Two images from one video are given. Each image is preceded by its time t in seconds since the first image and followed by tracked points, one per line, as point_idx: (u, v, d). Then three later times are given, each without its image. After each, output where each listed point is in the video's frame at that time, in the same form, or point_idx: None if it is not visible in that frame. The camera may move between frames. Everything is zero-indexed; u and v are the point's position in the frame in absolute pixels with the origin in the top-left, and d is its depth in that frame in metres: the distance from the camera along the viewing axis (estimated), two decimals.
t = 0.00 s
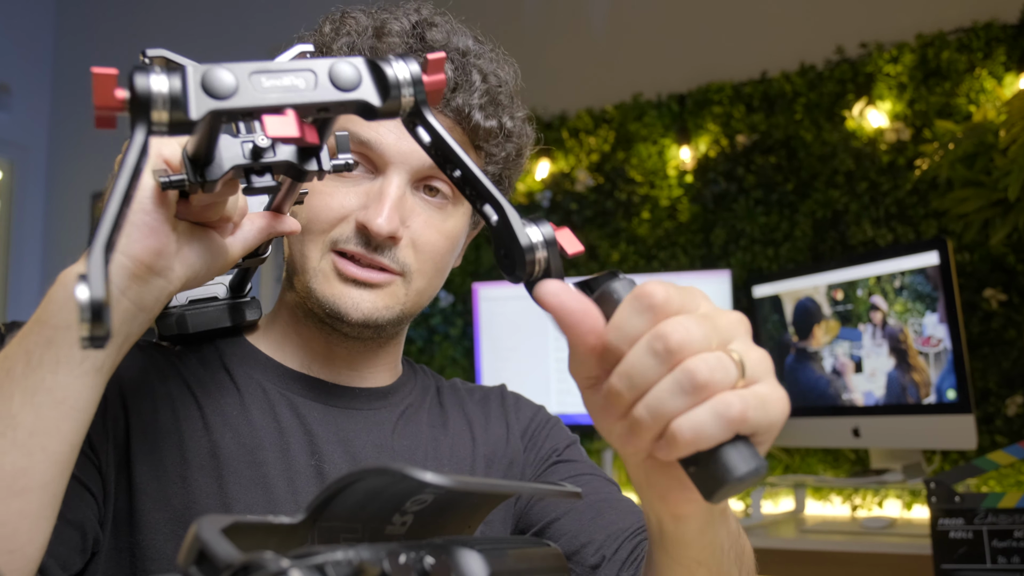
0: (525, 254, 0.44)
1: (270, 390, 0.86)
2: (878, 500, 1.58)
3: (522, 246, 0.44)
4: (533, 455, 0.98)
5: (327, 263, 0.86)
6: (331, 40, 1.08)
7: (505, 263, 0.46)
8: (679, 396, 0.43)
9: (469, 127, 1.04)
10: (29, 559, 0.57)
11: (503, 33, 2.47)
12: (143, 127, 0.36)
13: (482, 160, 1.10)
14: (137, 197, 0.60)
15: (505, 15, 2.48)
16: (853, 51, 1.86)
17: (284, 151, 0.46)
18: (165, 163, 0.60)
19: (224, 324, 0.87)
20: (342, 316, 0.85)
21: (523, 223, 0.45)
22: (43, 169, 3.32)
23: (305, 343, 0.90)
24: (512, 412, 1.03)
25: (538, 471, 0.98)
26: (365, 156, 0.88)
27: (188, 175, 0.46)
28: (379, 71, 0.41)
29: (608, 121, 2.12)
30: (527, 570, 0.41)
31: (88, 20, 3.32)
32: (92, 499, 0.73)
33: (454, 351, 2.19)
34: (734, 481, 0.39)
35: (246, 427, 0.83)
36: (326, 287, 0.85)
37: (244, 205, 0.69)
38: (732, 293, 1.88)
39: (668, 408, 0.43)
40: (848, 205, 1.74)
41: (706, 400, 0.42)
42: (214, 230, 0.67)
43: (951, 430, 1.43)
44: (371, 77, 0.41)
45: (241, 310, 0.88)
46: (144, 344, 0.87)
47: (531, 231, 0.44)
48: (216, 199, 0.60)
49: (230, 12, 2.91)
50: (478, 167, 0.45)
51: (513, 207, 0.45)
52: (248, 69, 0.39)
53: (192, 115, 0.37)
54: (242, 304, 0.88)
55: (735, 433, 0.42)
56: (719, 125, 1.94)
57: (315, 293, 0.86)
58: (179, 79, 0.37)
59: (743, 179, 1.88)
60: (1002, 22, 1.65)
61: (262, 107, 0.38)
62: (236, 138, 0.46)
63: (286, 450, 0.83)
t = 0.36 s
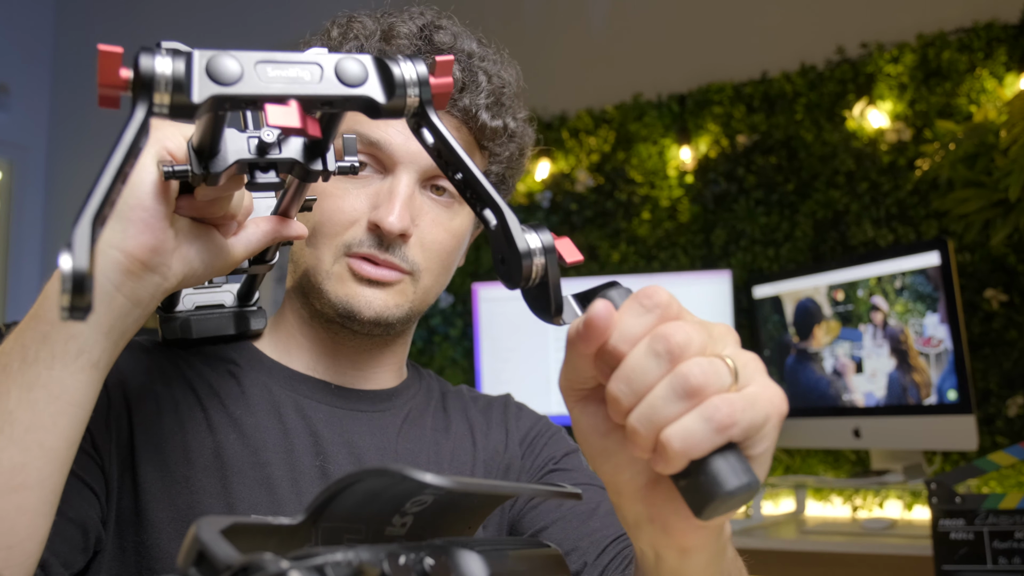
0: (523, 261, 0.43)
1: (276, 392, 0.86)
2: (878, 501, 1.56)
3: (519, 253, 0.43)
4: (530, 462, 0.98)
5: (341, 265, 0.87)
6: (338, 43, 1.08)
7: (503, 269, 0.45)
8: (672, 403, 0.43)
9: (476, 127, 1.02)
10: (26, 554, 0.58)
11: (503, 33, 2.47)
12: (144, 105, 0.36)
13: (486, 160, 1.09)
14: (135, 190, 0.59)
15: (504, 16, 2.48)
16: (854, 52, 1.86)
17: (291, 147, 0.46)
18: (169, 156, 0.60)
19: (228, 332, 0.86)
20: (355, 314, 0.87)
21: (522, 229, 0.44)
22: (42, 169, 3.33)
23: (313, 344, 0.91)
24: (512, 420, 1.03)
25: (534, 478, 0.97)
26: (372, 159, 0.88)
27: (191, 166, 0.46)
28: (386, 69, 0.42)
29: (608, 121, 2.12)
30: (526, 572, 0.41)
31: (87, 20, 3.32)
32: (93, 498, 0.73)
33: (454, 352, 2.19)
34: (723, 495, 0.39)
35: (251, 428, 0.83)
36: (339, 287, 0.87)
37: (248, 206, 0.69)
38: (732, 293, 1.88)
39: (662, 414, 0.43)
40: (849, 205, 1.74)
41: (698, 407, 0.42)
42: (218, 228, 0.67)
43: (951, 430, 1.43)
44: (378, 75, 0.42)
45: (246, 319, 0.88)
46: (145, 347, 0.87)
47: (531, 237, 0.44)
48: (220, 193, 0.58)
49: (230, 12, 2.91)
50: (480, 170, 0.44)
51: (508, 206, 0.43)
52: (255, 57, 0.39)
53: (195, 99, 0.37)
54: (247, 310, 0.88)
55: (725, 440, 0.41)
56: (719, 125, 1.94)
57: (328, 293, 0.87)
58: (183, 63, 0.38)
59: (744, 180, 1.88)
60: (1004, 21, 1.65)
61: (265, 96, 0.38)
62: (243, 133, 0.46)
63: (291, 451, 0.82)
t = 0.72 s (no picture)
0: (523, 254, 0.43)
1: (270, 392, 0.86)
2: (880, 502, 1.58)
3: (519, 246, 0.43)
4: (528, 460, 0.97)
5: (342, 253, 0.87)
6: (325, 39, 1.07)
7: (501, 262, 0.45)
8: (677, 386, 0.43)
9: (466, 109, 1.03)
10: (24, 558, 0.56)
11: (503, 32, 2.47)
12: (145, 113, 0.37)
13: (474, 147, 1.10)
14: (133, 195, 0.59)
15: (504, 16, 2.48)
16: (854, 51, 1.86)
17: (284, 148, 0.45)
18: (164, 160, 0.60)
19: (218, 332, 0.87)
20: (357, 304, 0.86)
21: (520, 221, 0.43)
22: (41, 168, 3.33)
23: (308, 342, 0.91)
24: (509, 417, 1.02)
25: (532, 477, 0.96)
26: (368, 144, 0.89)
27: (187, 171, 0.45)
28: (381, 68, 0.41)
29: (608, 121, 2.12)
30: (527, 572, 0.40)
31: (85, 19, 3.32)
32: (90, 501, 0.73)
33: (454, 352, 2.19)
34: (729, 473, 0.39)
35: (246, 429, 0.83)
36: (340, 276, 0.86)
37: (242, 207, 0.68)
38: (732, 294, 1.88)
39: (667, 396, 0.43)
40: (850, 205, 1.74)
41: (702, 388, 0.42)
42: (211, 231, 0.67)
43: (952, 431, 1.43)
44: (374, 75, 0.41)
45: (236, 319, 0.89)
46: (139, 347, 0.86)
47: (530, 229, 0.43)
48: (214, 196, 0.58)
49: (229, 12, 2.91)
50: (475, 163, 0.44)
51: (510, 205, 0.43)
52: (252, 61, 0.38)
53: (195, 105, 0.37)
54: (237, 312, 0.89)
55: (729, 420, 0.42)
56: (720, 125, 1.94)
57: (329, 284, 0.86)
58: (182, 69, 0.37)
59: (744, 180, 1.88)
60: (1004, 21, 1.65)
61: (262, 99, 0.38)
62: (237, 135, 0.45)
63: (285, 451, 0.82)
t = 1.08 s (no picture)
0: (524, 244, 0.42)
1: (274, 393, 0.85)
2: (880, 503, 1.58)
3: (521, 239, 0.42)
4: (533, 462, 0.98)
5: (350, 245, 0.87)
6: (335, 37, 1.08)
7: (504, 255, 0.44)
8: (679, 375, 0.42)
9: (476, 106, 1.03)
10: (29, 551, 0.56)
11: (503, 32, 2.47)
12: (146, 113, 0.36)
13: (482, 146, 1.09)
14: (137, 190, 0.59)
15: (504, 15, 2.48)
16: (855, 51, 1.86)
17: (286, 145, 0.45)
18: (167, 158, 0.60)
19: (223, 330, 0.86)
20: (366, 295, 0.85)
21: (521, 215, 0.43)
22: (40, 168, 3.33)
23: (314, 340, 0.91)
24: (512, 419, 1.03)
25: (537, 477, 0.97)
26: (380, 138, 0.91)
27: (189, 170, 0.45)
28: (380, 63, 0.41)
29: (608, 121, 2.12)
30: (526, 573, 0.40)
31: (84, 19, 3.32)
32: (93, 498, 0.72)
33: (454, 353, 2.19)
34: (731, 461, 0.38)
35: (250, 428, 0.82)
36: (349, 267, 0.86)
37: (244, 205, 0.68)
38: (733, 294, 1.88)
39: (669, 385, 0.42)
40: (850, 205, 1.73)
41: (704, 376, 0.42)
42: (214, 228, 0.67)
43: (952, 432, 1.43)
44: (373, 70, 0.41)
45: (241, 316, 0.88)
46: (143, 347, 0.86)
47: (531, 222, 0.43)
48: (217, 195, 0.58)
49: (228, 12, 2.90)
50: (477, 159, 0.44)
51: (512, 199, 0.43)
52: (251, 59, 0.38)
53: (195, 105, 0.36)
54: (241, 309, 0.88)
55: (732, 408, 0.41)
56: (720, 125, 1.94)
57: (337, 276, 0.86)
58: (182, 69, 0.37)
59: (744, 180, 1.88)
60: (1005, 21, 1.64)
61: (264, 99, 0.37)
62: (238, 133, 0.45)
63: (288, 452, 0.82)
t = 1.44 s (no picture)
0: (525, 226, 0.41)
1: (275, 394, 0.85)
2: (880, 503, 1.58)
3: (521, 225, 0.41)
4: (536, 463, 0.98)
5: (351, 239, 0.86)
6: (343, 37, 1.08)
7: (506, 243, 0.42)
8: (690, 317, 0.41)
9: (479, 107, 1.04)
10: (31, 556, 0.56)
11: (503, 32, 2.47)
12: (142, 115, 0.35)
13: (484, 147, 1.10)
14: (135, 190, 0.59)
15: (504, 15, 2.47)
16: (856, 51, 1.85)
17: (280, 141, 0.45)
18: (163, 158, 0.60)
19: (222, 326, 0.86)
20: (364, 290, 0.85)
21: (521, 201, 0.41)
22: (39, 168, 3.33)
23: (315, 338, 0.91)
24: (515, 420, 1.03)
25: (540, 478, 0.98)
26: (384, 137, 0.90)
27: (184, 170, 0.44)
28: (371, 55, 0.40)
29: (608, 121, 2.12)
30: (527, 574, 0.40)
31: (84, 19, 3.31)
32: (94, 499, 0.72)
33: (454, 353, 2.19)
34: (744, 439, 0.35)
35: (251, 429, 0.82)
36: (348, 262, 0.86)
37: (240, 199, 0.68)
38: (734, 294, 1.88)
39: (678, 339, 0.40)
40: (851, 206, 1.73)
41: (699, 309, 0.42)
42: (212, 225, 0.66)
43: (952, 433, 1.43)
44: (365, 63, 0.40)
45: (239, 313, 0.87)
46: (145, 347, 0.86)
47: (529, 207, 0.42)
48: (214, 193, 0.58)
49: (228, 13, 2.90)
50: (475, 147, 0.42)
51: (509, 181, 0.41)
52: (243, 57, 0.37)
53: (189, 106, 0.35)
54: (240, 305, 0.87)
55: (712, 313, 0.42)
56: (720, 125, 1.94)
57: (336, 270, 0.86)
58: (174, 70, 0.36)
59: (745, 180, 1.87)
60: (1006, 21, 1.64)
61: (259, 95, 0.36)
62: (231, 130, 0.45)
63: (290, 453, 0.82)
